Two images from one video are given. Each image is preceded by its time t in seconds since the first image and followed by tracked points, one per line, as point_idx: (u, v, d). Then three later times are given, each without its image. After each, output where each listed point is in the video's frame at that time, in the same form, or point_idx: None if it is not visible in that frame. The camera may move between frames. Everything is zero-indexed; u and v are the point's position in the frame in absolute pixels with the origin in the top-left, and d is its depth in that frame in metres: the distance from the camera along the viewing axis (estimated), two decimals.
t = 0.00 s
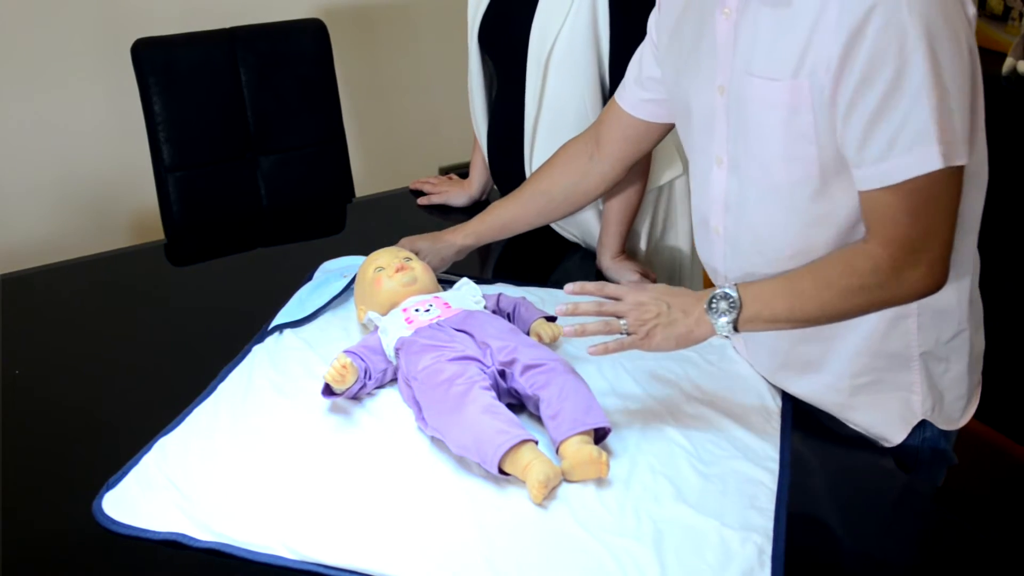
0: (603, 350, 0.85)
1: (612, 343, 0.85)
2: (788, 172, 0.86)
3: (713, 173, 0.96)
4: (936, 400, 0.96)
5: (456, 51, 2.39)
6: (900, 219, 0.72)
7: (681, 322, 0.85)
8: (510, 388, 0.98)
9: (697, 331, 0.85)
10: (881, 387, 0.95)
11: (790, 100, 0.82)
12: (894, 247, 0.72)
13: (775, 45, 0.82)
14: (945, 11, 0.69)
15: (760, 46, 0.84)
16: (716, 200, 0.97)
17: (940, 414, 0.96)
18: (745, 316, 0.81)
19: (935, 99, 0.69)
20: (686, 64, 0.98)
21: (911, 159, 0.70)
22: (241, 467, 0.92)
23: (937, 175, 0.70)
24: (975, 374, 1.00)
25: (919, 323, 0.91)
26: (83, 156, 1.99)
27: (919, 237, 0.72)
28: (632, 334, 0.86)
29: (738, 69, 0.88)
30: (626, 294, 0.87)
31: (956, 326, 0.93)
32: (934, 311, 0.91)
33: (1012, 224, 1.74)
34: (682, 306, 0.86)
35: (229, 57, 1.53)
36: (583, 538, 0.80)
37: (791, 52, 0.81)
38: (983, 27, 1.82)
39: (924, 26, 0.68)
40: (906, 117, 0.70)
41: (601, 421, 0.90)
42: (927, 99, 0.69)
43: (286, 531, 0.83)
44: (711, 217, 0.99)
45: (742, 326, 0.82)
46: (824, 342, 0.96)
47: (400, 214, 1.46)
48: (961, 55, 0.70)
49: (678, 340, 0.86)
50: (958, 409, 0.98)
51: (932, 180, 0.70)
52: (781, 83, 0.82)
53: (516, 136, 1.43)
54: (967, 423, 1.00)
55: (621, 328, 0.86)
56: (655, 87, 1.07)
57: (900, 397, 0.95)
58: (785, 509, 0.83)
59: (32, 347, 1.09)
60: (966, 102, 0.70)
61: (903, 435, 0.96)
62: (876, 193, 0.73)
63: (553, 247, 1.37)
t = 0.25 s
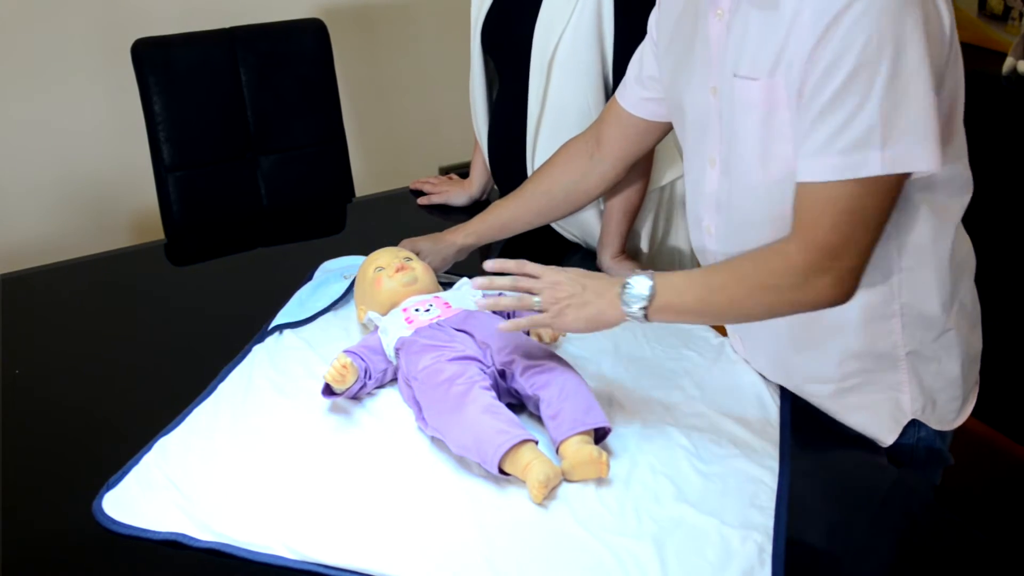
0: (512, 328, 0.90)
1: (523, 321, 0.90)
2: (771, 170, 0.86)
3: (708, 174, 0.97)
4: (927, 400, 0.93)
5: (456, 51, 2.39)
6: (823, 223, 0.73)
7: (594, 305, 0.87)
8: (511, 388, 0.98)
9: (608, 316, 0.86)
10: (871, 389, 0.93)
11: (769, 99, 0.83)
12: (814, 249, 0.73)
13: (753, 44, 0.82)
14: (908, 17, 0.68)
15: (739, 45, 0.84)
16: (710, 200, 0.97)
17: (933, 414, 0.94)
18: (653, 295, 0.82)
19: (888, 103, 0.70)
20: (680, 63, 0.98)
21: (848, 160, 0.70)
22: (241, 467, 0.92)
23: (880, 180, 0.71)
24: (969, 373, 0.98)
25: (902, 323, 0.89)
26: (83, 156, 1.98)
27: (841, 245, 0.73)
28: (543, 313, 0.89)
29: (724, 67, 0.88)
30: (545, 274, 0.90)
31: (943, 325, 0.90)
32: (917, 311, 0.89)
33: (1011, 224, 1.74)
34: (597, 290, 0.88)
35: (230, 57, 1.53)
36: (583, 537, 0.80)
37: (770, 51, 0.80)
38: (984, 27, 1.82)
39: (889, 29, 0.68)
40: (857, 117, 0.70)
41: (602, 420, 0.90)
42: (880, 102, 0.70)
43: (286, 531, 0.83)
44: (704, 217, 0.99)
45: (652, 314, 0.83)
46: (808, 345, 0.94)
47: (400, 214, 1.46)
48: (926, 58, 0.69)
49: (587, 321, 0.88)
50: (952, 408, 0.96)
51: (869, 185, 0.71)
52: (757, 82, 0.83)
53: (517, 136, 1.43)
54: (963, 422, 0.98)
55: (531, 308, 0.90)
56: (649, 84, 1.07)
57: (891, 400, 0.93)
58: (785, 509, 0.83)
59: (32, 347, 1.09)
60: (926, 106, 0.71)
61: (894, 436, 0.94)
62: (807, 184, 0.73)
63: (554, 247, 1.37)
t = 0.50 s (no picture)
0: (443, 365, 0.93)
1: (450, 356, 0.93)
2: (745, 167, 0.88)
3: (697, 174, 0.96)
4: (918, 398, 0.92)
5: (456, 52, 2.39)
6: (728, 210, 0.76)
7: (502, 314, 0.93)
8: (511, 388, 0.98)
9: (519, 316, 0.92)
10: (859, 390, 0.91)
11: (737, 96, 0.84)
12: (714, 235, 0.77)
13: (729, 41, 0.83)
14: (863, 20, 0.69)
15: (720, 43, 0.85)
16: (698, 202, 0.97)
17: (927, 413, 0.92)
18: (559, 290, 0.89)
19: (819, 102, 0.72)
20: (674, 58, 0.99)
21: (770, 149, 0.73)
22: (241, 467, 0.92)
23: (793, 176, 0.74)
24: (968, 371, 0.96)
25: (886, 322, 0.88)
26: (83, 156, 1.99)
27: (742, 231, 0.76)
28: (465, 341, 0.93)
29: (706, 65, 0.89)
30: (451, 313, 0.96)
31: (927, 322, 0.89)
32: (897, 308, 0.87)
33: (1012, 223, 1.75)
34: (500, 299, 0.94)
35: (230, 56, 1.53)
36: (583, 537, 0.80)
37: (739, 48, 0.82)
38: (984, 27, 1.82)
39: (833, 30, 0.69)
40: (789, 112, 0.73)
41: (602, 420, 0.90)
42: (812, 101, 0.72)
43: (286, 530, 0.83)
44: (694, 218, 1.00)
45: (562, 307, 0.89)
46: (791, 343, 0.93)
47: (400, 214, 1.46)
48: (867, 64, 0.71)
49: (506, 327, 0.92)
50: (948, 408, 0.94)
51: (780, 184, 0.74)
52: (727, 80, 0.84)
53: (518, 135, 1.43)
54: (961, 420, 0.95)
55: (454, 337, 0.94)
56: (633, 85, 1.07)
57: (881, 399, 0.91)
58: (786, 507, 0.83)
59: (32, 347, 1.09)
60: (864, 109, 0.73)
61: (888, 436, 0.92)
62: (728, 169, 0.76)
63: (554, 247, 1.36)
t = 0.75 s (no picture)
0: (439, 365, 0.94)
1: (445, 356, 0.94)
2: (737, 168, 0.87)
3: (688, 177, 0.96)
4: (916, 395, 0.91)
5: (456, 52, 2.39)
6: (718, 205, 0.76)
7: (498, 314, 0.94)
8: (511, 388, 0.98)
9: (514, 315, 0.93)
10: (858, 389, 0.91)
11: (727, 95, 0.84)
12: (705, 229, 0.77)
13: (717, 42, 0.83)
14: (850, 12, 0.70)
15: (706, 44, 0.85)
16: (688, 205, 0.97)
17: (924, 411, 0.92)
18: (552, 290, 0.89)
19: (808, 94, 0.72)
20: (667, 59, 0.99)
21: (761, 142, 0.73)
22: (240, 467, 0.92)
23: (784, 169, 0.74)
24: (965, 369, 0.96)
25: (883, 318, 0.87)
26: (84, 156, 1.99)
27: (731, 225, 0.76)
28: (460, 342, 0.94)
29: (694, 67, 0.89)
30: (446, 314, 0.97)
31: (924, 320, 0.89)
32: (894, 305, 0.87)
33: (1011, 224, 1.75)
34: (494, 299, 0.95)
35: (230, 56, 1.53)
36: (584, 537, 0.80)
37: (726, 48, 0.82)
38: (984, 28, 1.83)
39: (823, 22, 0.70)
40: (779, 104, 0.73)
41: (602, 420, 0.90)
42: (802, 92, 0.72)
43: (286, 530, 0.83)
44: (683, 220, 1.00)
45: (556, 307, 0.90)
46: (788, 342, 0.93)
47: (400, 214, 1.46)
48: (856, 56, 0.71)
49: (501, 327, 0.94)
50: (945, 406, 0.94)
51: (771, 176, 0.75)
52: (716, 79, 0.84)
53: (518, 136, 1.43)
54: (959, 420, 0.95)
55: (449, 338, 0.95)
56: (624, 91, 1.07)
57: (881, 397, 0.91)
58: (786, 506, 0.83)
59: (32, 347, 1.09)
60: (853, 102, 0.73)
61: (887, 433, 0.92)
62: (718, 166, 0.76)
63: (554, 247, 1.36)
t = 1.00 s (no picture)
0: (443, 365, 0.94)
1: (449, 356, 0.95)
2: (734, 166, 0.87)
3: (685, 177, 0.96)
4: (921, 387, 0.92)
5: (456, 52, 2.39)
6: (717, 192, 0.76)
7: (503, 316, 0.95)
8: (511, 388, 0.98)
9: (519, 317, 0.94)
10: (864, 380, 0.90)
11: (726, 92, 0.84)
12: (701, 217, 0.77)
13: (714, 38, 0.83)
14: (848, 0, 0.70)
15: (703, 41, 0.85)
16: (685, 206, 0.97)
17: (928, 404, 0.93)
18: (555, 289, 0.90)
19: (807, 78, 0.72)
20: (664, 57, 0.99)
21: (759, 127, 0.73)
22: (241, 467, 0.92)
23: (781, 154, 0.74)
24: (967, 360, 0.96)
25: (888, 310, 0.87)
26: (84, 155, 1.98)
27: (730, 213, 0.76)
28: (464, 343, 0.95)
29: (692, 66, 0.89)
30: (451, 317, 0.98)
31: (929, 313, 0.89)
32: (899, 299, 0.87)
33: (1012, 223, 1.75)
34: (501, 301, 0.97)
35: (230, 56, 1.53)
36: (585, 536, 0.80)
37: (722, 45, 0.82)
38: (985, 27, 1.83)
39: (820, 7, 0.70)
40: (778, 89, 0.73)
41: (602, 420, 0.90)
42: (801, 77, 0.72)
43: (287, 530, 0.83)
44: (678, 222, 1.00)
45: (559, 308, 0.91)
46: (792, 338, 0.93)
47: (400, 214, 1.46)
48: (855, 40, 0.71)
49: (505, 329, 0.95)
50: (949, 396, 0.94)
51: (770, 161, 0.74)
52: (716, 75, 0.84)
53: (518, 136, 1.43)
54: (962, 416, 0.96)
55: (453, 340, 0.96)
56: (619, 94, 1.07)
57: (887, 390, 0.91)
58: (786, 506, 0.82)
59: (32, 347, 1.09)
60: (852, 88, 0.73)
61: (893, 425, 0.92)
62: (719, 156, 0.76)
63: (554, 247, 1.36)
